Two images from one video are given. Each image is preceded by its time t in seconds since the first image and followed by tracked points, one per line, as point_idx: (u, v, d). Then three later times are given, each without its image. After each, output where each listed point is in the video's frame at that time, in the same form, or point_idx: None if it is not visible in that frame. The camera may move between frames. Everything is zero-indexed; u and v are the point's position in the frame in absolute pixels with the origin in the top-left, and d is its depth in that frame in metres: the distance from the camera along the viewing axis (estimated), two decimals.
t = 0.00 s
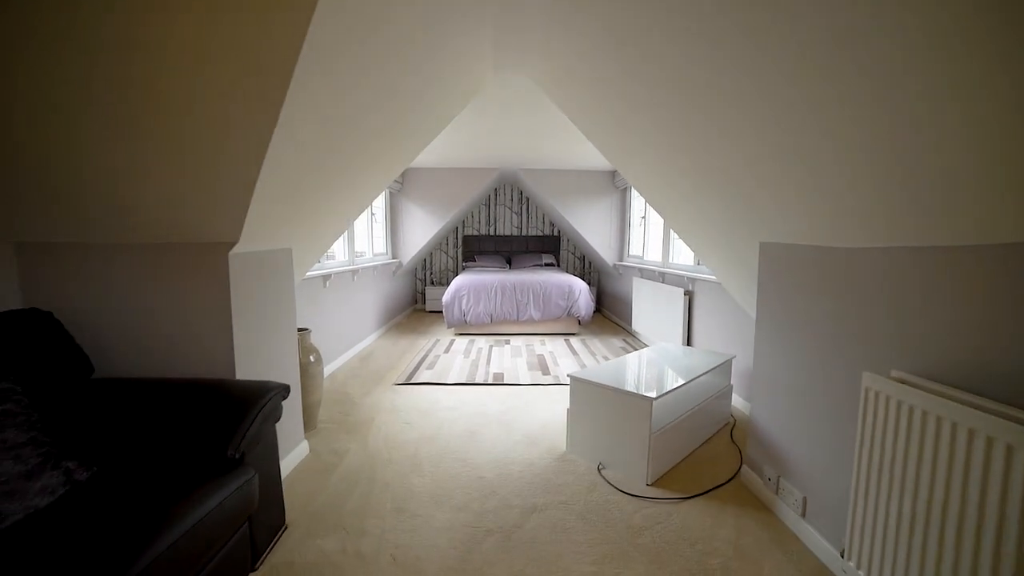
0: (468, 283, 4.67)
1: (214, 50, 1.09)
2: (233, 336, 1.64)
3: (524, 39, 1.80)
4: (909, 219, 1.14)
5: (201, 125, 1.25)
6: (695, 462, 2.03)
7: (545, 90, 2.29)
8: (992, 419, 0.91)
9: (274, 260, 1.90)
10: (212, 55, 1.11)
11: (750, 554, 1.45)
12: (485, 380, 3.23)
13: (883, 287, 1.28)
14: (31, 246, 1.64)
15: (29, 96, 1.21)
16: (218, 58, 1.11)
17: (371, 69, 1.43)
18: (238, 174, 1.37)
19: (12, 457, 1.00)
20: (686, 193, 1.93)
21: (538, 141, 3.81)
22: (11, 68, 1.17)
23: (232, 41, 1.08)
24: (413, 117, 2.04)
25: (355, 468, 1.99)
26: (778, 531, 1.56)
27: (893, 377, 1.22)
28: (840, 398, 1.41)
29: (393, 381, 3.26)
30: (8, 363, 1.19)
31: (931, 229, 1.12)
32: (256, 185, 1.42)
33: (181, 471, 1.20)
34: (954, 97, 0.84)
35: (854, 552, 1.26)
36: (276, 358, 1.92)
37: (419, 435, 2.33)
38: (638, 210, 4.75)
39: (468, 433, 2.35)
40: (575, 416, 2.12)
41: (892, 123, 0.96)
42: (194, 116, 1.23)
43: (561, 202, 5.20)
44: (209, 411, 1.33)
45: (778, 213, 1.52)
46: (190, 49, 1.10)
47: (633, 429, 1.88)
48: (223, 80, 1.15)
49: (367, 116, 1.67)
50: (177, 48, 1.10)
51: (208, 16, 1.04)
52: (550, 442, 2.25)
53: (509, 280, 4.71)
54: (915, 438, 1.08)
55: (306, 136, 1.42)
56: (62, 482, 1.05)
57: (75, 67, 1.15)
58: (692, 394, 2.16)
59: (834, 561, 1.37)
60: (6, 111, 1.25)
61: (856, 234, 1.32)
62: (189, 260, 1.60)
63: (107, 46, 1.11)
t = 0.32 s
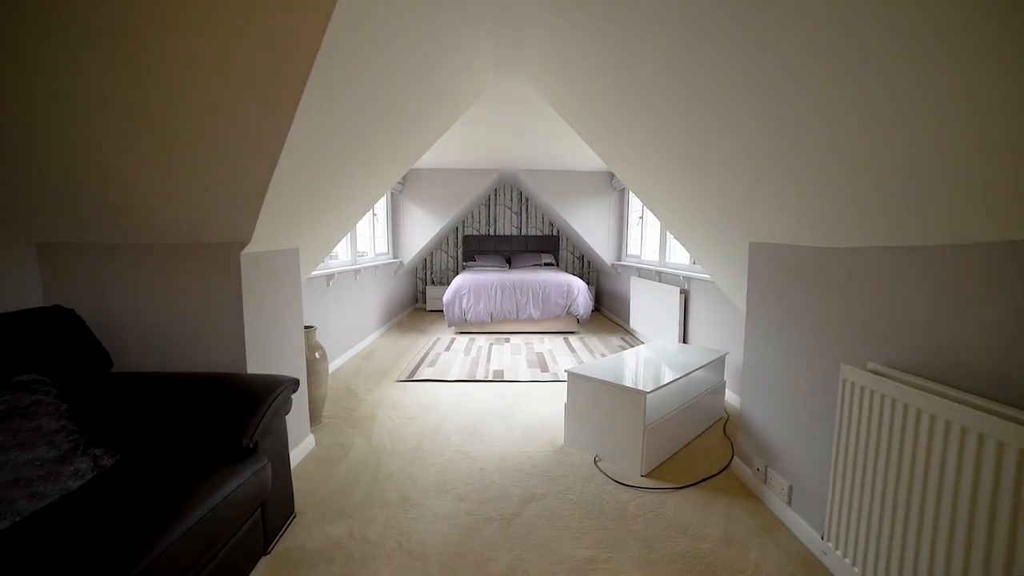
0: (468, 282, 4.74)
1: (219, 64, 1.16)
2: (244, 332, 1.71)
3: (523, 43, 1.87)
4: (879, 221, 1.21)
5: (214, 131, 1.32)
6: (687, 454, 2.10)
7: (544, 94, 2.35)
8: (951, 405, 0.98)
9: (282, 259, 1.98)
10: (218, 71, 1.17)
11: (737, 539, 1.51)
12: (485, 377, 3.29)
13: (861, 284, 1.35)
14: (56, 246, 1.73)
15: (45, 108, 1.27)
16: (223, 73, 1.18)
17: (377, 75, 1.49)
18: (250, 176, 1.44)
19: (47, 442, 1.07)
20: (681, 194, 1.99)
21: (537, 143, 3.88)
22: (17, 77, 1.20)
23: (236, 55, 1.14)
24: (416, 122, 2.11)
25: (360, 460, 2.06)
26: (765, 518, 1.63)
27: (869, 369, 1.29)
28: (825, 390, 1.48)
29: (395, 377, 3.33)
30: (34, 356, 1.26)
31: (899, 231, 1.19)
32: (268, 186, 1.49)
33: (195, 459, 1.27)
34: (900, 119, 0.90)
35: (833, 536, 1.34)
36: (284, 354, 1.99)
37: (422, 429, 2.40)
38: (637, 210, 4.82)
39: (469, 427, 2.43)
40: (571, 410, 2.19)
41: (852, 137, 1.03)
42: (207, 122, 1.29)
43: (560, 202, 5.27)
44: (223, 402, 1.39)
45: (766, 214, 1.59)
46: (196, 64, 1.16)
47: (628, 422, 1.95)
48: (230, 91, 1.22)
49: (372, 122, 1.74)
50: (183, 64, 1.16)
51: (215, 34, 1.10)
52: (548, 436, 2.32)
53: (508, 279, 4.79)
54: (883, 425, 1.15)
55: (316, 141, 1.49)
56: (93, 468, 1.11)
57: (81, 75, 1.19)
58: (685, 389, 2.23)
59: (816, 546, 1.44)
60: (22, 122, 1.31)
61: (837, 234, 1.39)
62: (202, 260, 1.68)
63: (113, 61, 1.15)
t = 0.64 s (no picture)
0: (468, 282, 4.80)
1: (234, 74, 1.23)
2: (254, 328, 1.79)
3: (522, 49, 1.94)
4: (859, 222, 1.27)
5: (227, 135, 1.38)
6: (680, 447, 2.17)
7: (542, 98, 2.43)
8: (910, 389, 1.05)
9: (289, 258, 2.05)
10: (233, 80, 1.24)
11: (727, 525, 1.58)
12: (485, 374, 3.37)
13: (839, 281, 1.42)
14: (74, 245, 1.80)
15: (67, 114, 1.34)
16: (238, 82, 1.25)
17: (383, 84, 1.57)
18: (260, 177, 1.52)
19: (75, 429, 1.14)
20: (673, 196, 2.06)
21: (536, 145, 3.95)
22: (32, 81, 1.26)
23: (251, 66, 1.21)
24: (418, 127, 2.19)
25: (363, 452, 2.13)
26: (754, 506, 1.70)
27: (847, 361, 1.35)
28: (807, 382, 1.54)
29: (397, 374, 3.41)
30: (55, 349, 1.33)
31: (874, 231, 1.25)
32: (276, 189, 1.56)
33: (207, 447, 1.33)
34: (873, 127, 0.97)
35: (811, 519, 1.41)
36: (291, 349, 2.06)
37: (423, 424, 2.47)
38: (634, 210, 4.89)
39: (470, 422, 2.50)
40: (568, 405, 2.26)
41: (831, 143, 1.10)
42: (218, 126, 1.36)
43: (559, 202, 5.34)
44: (232, 394, 1.46)
45: (753, 215, 1.66)
46: (213, 73, 1.23)
47: (623, 415, 2.02)
48: (243, 99, 1.29)
49: (378, 127, 1.81)
50: (200, 73, 1.23)
51: (231, 46, 1.17)
52: (546, 430, 2.40)
53: (508, 279, 4.86)
54: (854, 413, 1.21)
55: (323, 146, 1.56)
56: (116, 454, 1.18)
57: (97, 81, 1.25)
58: (678, 383, 2.31)
59: (799, 531, 1.51)
60: (14, 110, 1.34)
61: (822, 234, 1.44)
62: (214, 260, 1.77)
63: (132, 69, 1.22)
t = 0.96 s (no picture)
0: (468, 282, 4.87)
1: (250, 83, 1.31)
2: (263, 325, 1.86)
3: (522, 53, 2.01)
4: (839, 224, 1.34)
5: (238, 138, 1.45)
6: (673, 441, 2.25)
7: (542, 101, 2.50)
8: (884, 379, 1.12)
9: (296, 258, 2.12)
10: (248, 87, 1.32)
11: (717, 513, 1.66)
12: (485, 372, 3.44)
13: (822, 279, 1.50)
14: (93, 245, 1.88)
15: (91, 120, 1.41)
16: (252, 89, 1.32)
17: (389, 90, 1.64)
18: (270, 179, 1.59)
19: (100, 419, 1.21)
20: (667, 198, 2.14)
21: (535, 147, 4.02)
22: (51, 84, 1.33)
23: (266, 75, 1.29)
24: (421, 131, 2.26)
25: (367, 446, 2.20)
26: (743, 496, 1.77)
27: (828, 355, 1.42)
28: (793, 376, 1.61)
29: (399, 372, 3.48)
30: (77, 345, 1.40)
31: (854, 232, 1.32)
32: (286, 190, 1.63)
33: (221, 437, 1.40)
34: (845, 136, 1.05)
35: (794, 507, 1.48)
36: (298, 345, 2.14)
37: (425, 419, 2.55)
38: (632, 211, 4.97)
39: (471, 417, 2.57)
40: (566, 400, 2.33)
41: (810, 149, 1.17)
42: (230, 130, 1.43)
43: (558, 203, 5.41)
44: (244, 386, 1.53)
45: (742, 216, 1.74)
46: (229, 80, 1.30)
47: (618, 409, 2.09)
48: (257, 105, 1.36)
49: (383, 132, 1.89)
50: (218, 81, 1.30)
51: (244, 55, 1.24)
52: (544, 424, 2.47)
53: (507, 278, 4.93)
54: (833, 404, 1.29)
55: (331, 150, 1.64)
56: (137, 443, 1.25)
57: (115, 86, 1.32)
58: (672, 379, 2.38)
59: (785, 518, 1.58)
60: (33, 113, 1.40)
61: (807, 235, 1.51)
62: (225, 259, 1.84)
63: (156, 78, 1.30)
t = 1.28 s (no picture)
0: (469, 281, 4.92)
1: (263, 93, 1.38)
2: (272, 322, 1.93)
3: (523, 60, 2.08)
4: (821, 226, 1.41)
5: (250, 143, 1.52)
6: (668, 435, 2.32)
7: (541, 106, 2.57)
8: (861, 372, 1.19)
9: (304, 258, 2.20)
10: (260, 95, 1.39)
11: (709, 503, 1.72)
12: (486, 369, 3.50)
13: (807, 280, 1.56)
14: (108, 245, 1.95)
15: (108, 125, 1.48)
16: (266, 100, 1.40)
17: (394, 97, 1.71)
18: (280, 184, 1.66)
19: (123, 410, 1.27)
20: (662, 200, 2.21)
21: (535, 148, 4.08)
22: (67, 90, 1.38)
23: (279, 85, 1.36)
24: (425, 134, 2.33)
25: (372, 440, 2.27)
26: (734, 486, 1.84)
27: (813, 350, 1.49)
28: (781, 371, 1.68)
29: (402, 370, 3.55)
30: (97, 340, 1.46)
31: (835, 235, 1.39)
32: (296, 194, 1.70)
33: (236, 428, 1.47)
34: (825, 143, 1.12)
35: (781, 495, 1.55)
36: (305, 342, 2.21)
37: (428, 414, 2.61)
38: (631, 213, 5.04)
39: (472, 413, 2.64)
40: (564, 396, 2.40)
41: (793, 156, 1.24)
42: (242, 136, 1.50)
43: (557, 203, 5.47)
44: (255, 380, 1.59)
45: (733, 219, 1.81)
46: (244, 90, 1.37)
47: (615, 404, 2.16)
48: (270, 112, 1.43)
49: (388, 138, 1.96)
50: (233, 91, 1.37)
51: (259, 67, 1.31)
52: (544, 420, 2.53)
53: (507, 278, 4.99)
54: (816, 396, 1.35)
55: (338, 155, 1.71)
56: (157, 434, 1.32)
57: (132, 94, 1.38)
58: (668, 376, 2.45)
59: (773, 507, 1.65)
60: (51, 117, 1.47)
61: (793, 237, 1.58)
62: (236, 257, 1.91)
63: (173, 86, 1.36)
